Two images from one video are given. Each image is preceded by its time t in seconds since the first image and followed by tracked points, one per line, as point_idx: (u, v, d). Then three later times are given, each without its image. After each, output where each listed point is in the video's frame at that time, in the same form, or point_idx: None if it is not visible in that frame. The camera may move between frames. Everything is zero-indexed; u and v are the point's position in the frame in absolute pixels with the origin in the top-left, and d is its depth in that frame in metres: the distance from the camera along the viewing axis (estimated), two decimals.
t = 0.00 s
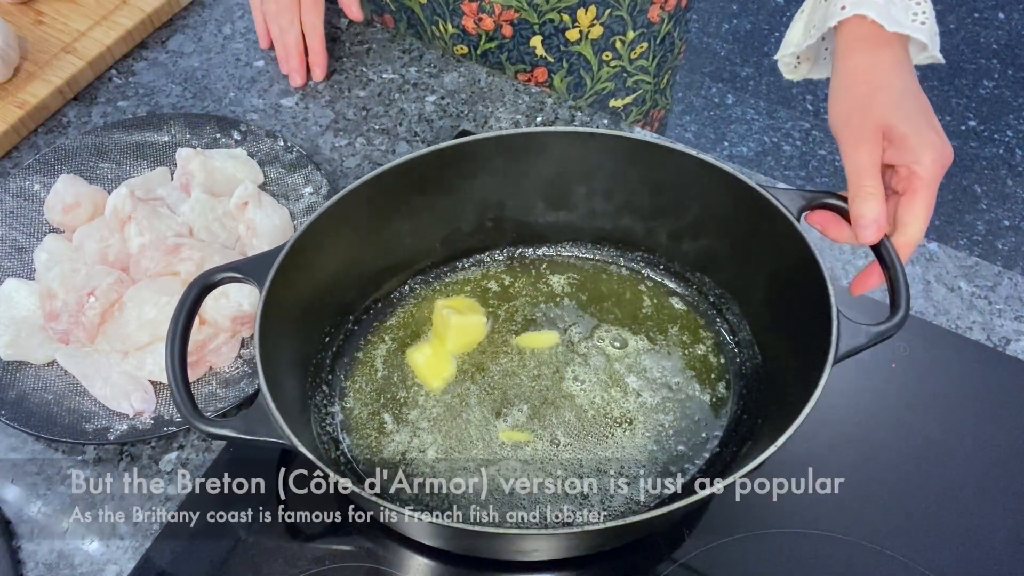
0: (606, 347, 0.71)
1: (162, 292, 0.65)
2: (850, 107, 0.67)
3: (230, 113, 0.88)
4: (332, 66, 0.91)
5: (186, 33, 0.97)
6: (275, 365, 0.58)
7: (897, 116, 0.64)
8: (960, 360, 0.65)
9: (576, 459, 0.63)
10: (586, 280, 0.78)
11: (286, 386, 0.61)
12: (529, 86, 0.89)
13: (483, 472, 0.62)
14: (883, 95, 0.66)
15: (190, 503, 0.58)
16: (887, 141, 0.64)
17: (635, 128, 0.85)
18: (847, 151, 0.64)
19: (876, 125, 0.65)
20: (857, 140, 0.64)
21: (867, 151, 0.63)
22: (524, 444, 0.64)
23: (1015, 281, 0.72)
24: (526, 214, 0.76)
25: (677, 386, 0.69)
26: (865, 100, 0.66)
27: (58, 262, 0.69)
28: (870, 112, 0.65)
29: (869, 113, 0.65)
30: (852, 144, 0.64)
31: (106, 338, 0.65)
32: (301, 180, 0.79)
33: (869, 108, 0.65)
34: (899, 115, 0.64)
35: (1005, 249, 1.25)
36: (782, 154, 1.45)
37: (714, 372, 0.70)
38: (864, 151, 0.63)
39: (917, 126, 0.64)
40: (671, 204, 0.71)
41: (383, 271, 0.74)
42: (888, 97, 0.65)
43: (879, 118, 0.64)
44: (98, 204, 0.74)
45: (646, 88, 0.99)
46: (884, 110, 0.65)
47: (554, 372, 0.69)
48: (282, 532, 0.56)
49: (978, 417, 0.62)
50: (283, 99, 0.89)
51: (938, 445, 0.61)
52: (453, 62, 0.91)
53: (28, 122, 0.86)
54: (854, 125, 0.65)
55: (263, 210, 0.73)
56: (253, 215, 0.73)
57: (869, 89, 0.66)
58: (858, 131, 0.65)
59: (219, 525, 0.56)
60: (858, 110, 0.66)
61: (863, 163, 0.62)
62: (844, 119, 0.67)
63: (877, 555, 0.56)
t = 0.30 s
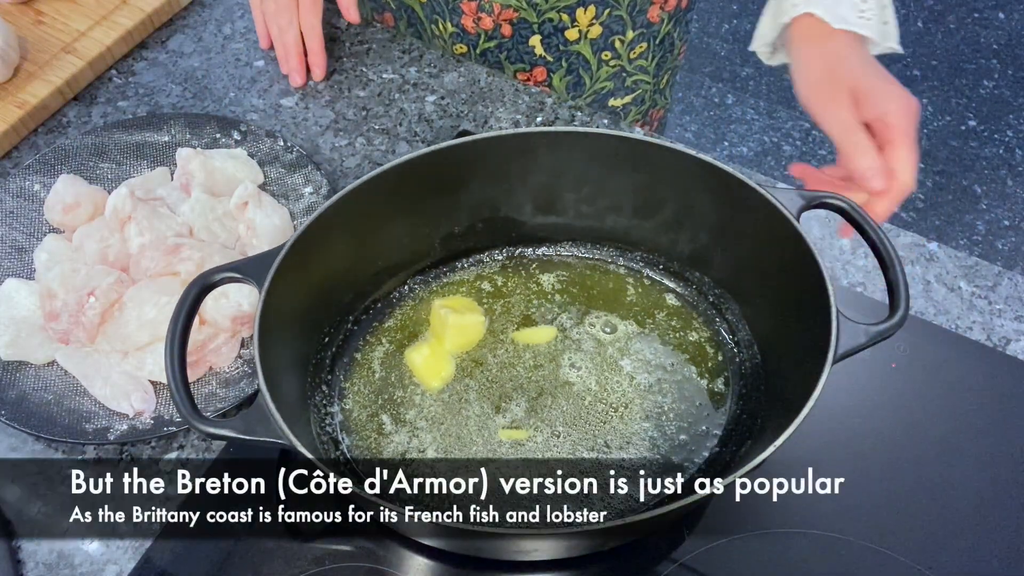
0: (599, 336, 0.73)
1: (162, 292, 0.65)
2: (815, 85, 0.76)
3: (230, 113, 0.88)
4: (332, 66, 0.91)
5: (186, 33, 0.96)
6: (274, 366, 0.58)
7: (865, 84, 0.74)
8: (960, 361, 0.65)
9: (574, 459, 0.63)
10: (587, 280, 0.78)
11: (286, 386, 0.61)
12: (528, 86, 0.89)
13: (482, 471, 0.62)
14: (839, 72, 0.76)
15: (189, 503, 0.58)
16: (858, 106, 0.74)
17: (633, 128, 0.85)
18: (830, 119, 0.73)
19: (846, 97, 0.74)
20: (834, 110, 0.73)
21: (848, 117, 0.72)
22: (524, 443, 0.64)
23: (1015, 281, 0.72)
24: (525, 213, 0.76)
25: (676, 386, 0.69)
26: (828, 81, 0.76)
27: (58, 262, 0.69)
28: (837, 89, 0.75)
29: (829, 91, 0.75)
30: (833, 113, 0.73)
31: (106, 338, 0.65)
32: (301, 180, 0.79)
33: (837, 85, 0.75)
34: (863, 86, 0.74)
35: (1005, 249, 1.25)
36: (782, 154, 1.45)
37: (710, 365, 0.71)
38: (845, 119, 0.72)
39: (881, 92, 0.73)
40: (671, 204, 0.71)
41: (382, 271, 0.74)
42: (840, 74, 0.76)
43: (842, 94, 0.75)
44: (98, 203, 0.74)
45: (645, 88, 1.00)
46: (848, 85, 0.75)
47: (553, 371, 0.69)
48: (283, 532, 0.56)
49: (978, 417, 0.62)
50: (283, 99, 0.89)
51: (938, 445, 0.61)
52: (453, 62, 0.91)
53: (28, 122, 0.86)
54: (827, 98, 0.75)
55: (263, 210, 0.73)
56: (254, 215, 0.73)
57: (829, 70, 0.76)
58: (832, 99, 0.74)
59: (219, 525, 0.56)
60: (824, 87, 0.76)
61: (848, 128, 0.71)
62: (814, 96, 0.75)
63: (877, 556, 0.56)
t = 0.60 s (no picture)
0: (598, 336, 0.73)
1: (163, 293, 0.65)
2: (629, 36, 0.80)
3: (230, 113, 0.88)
4: (332, 66, 0.91)
5: (186, 33, 0.96)
6: (274, 367, 0.59)
7: (635, 51, 0.81)
8: (959, 360, 0.65)
9: (574, 459, 0.63)
10: (587, 280, 0.78)
11: (286, 387, 0.61)
12: (529, 86, 0.89)
13: (482, 471, 0.62)
14: (675, 29, 0.83)
15: (189, 503, 0.58)
16: (601, 85, 0.83)
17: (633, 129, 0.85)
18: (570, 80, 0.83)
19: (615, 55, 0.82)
20: (622, 77, 0.83)
21: (610, 89, 0.83)
22: (524, 443, 0.64)
23: (1015, 281, 0.72)
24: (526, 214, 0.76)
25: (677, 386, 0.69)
26: (618, 36, 0.81)
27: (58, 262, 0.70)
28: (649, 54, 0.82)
29: (636, 45, 0.81)
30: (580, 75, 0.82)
31: (106, 337, 0.65)
32: (301, 180, 0.79)
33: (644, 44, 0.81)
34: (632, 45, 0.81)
35: (1005, 249, 1.21)
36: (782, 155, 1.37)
37: (710, 366, 0.71)
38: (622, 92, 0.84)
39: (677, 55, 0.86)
40: (671, 204, 0.71)
41: (382, 271, 0.74)
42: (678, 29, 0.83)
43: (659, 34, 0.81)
44: (97, 203, 0.74)
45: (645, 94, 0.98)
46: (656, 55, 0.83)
47: (553, 371, 0.69)
48: (283, 531, 0.56)
49: (977, 415, 0.62)
50: (283, 99, 0.89)
51: (938, 444, 0.61)
52: (453, 62, 0.91)
53: (28, 122, 0.86)
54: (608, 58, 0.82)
55: (263, 210, 0.73)
56: (253, 215, 0.73)
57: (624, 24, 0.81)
58: (594, 63, 0.82)
59: (219, 525, 0.56)
60: (642, 40, 0.81)
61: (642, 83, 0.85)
62: (602, 59, 0.82)
63: (877, 556, 0.56)
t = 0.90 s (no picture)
0: (597, 337, 0.73)
1: (164, 293, 0.65)
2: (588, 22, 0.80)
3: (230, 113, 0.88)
4: (332, 66, 0.91)
5: (186, 33, 0.96)
6: (274, 366, 0.59)
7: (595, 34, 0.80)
8: (960, 360, 0.65)
9: (574, 459, 0.63)
10: (591, 281, 0.78)
11: (285, 386, 0.61)
12: (528, 87, 0.89)
13: (481, 471, 0.62)
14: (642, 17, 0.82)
15: (190, 503, 0.58)
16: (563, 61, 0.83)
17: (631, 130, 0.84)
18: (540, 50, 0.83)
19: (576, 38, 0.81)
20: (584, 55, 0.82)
21: (572, 68, 0.83)
22: (525, 444, 0.64)
23: (1015, 281, 0.72)
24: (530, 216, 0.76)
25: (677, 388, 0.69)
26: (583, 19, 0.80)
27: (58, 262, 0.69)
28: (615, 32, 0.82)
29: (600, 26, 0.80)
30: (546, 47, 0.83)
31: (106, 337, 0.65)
32: (301, 180, 0.79)
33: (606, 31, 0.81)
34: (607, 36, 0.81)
35: (1005, 249, 1.21)
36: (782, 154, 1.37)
37: (710, 367, 0.71)
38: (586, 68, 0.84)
39: (644, 42, 0.85)
40: (670, 203, 0.71)
41: (382, 271, 0.74)
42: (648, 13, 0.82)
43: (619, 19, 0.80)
44: (97, 203, 0.74)
45: (640, 96, 0.99)
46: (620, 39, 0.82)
47: (553, 371, 0.69)
48: (283, 531, 0.56)
49: (978, 415, 0.62)
50: (283, 99, 0.89)
51: (938, 444, 0.61)
52: (453, 62, 0.91)
53: (28, 122, 0.86)
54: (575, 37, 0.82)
55: (264, 210, 0.73)
56: (254, 215, 0.73)
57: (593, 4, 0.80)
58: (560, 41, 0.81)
59: (219, 525, 0.56)
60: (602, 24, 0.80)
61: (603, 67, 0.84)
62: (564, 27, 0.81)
63: (877, 557, 0.56)
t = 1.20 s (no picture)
0: (597, 340, 0.72)
1: (215, 139, 0.75)
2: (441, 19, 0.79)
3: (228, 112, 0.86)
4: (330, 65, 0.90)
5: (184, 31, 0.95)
6: (273, 372, 0.58)
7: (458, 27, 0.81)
8: (962, 362, 0.65)
9: (574, 459, 0.63)
10: (589, 282, 0.77)
11: (284, 392, 0.60)
12: (528, 86, 0.86)
13: (481, 471, 0.62)
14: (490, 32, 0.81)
15: (189, 503, 0.58)
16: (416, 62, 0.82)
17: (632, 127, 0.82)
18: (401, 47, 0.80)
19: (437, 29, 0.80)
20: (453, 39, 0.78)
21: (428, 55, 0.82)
22: (525, 444, 0.64)
23: (1015, 281, 0.72)
24: (525, 220, 0.75)
25: (675, 391, 0.69)
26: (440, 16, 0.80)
27: (113, 91, 0.78)
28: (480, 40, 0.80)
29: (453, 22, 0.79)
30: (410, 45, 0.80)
31: (157, 178, 0.75)
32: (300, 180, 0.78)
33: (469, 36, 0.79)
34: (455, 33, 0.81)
35: (1005, 249, 1.23)
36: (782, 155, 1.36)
37: (711, 372, 0.71)
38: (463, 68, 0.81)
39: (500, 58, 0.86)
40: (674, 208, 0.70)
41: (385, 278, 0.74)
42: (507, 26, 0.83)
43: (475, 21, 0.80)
44: (153, 37, 0.83)
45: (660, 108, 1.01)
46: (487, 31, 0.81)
47: (553, 375, 0.69)
48: (282, 531, 0.56)
49: (978, 416, 0.62)
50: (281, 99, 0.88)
51: (939, 447, 0.61)
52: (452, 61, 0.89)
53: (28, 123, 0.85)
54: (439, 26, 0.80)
55: (322, 67, 0.79)
56: (313, 70, 0.79)
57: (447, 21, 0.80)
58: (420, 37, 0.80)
59: (218, 526, 0.56)
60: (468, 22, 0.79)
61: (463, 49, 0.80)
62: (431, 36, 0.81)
63: (877, 557, 0.56)
